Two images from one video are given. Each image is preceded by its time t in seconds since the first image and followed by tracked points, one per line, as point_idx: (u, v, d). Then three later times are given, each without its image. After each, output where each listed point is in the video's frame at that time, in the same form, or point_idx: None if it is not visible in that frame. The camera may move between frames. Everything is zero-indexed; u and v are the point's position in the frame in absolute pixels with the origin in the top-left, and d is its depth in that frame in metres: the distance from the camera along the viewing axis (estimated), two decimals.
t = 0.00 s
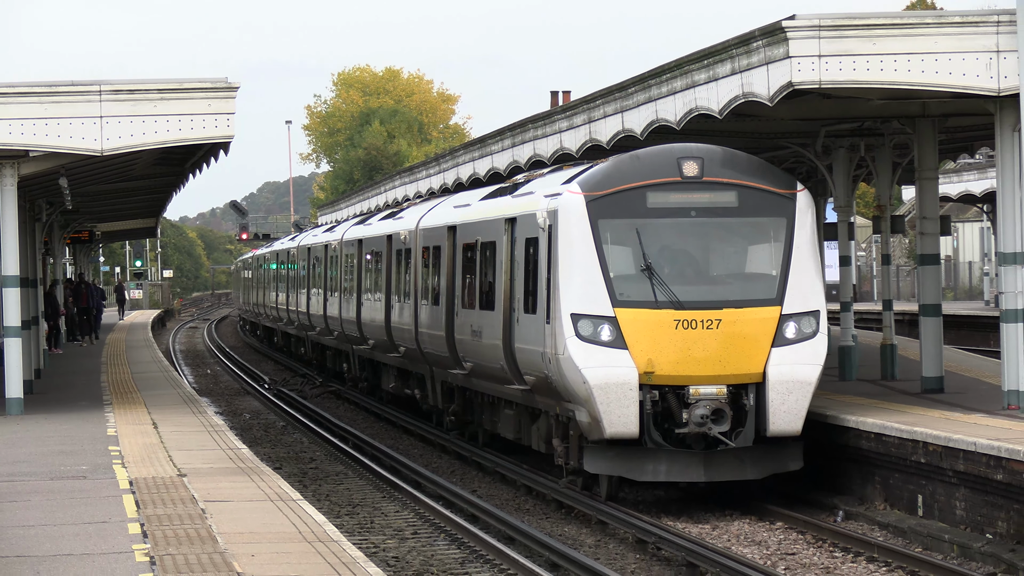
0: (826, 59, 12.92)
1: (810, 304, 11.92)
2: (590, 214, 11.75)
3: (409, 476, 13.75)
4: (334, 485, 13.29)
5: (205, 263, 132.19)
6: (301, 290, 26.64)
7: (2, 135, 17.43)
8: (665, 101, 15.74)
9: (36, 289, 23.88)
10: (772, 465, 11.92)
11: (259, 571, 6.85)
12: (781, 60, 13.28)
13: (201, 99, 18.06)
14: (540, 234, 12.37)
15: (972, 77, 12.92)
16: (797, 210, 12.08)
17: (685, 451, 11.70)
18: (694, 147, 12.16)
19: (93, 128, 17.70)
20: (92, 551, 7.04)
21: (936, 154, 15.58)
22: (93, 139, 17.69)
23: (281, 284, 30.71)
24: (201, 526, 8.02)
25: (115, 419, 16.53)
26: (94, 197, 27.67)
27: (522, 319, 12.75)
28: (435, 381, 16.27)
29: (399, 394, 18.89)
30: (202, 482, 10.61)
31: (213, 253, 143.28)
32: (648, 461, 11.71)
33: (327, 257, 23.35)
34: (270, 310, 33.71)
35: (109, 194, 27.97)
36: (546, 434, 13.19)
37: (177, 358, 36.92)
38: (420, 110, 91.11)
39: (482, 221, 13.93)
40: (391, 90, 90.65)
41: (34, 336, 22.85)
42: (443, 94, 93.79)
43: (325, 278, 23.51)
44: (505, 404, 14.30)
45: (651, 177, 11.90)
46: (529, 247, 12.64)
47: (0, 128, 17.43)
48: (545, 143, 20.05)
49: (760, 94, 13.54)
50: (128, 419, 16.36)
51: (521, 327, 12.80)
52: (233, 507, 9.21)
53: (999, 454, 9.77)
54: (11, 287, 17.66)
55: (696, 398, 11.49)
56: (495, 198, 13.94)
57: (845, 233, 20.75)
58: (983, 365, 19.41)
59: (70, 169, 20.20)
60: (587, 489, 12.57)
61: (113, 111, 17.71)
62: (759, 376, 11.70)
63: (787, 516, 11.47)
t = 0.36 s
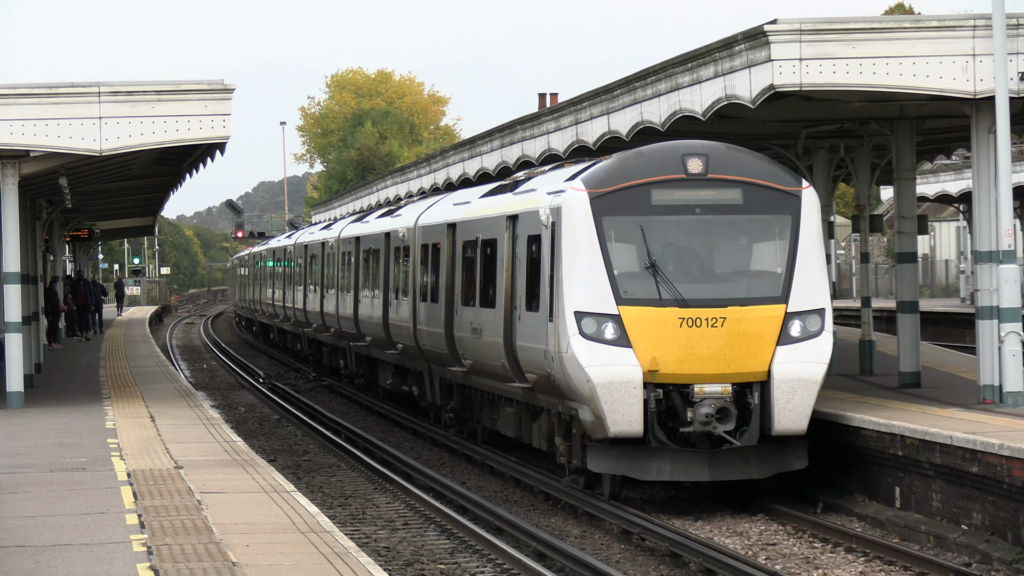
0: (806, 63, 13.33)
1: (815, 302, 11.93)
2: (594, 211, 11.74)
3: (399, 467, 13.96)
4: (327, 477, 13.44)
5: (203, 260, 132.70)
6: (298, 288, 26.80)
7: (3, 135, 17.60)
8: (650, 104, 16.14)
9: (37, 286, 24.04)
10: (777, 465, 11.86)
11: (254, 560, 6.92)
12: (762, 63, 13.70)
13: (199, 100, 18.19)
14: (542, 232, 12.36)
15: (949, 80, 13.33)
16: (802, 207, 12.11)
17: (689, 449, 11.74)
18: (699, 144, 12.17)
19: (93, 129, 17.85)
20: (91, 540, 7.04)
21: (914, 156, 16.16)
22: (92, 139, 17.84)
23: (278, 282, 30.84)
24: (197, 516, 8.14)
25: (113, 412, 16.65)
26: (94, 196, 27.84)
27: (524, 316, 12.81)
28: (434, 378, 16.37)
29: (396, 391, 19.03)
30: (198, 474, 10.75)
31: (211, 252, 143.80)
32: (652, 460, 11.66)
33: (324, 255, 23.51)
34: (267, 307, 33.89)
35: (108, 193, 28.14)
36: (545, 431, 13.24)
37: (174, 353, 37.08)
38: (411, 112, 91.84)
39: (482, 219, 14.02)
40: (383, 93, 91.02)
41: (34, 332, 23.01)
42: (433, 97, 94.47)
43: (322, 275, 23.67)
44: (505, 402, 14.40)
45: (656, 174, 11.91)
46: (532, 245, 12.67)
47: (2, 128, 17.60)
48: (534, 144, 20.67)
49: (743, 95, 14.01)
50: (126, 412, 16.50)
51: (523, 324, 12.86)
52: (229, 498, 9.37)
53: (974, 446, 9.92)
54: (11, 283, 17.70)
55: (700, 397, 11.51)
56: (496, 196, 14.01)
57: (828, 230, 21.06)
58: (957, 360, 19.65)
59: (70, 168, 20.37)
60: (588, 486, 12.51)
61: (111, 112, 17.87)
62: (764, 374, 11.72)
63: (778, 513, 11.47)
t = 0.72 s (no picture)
0: (780, 67, 13.53)
1: (814, 300, 11.76)
2: (591, 209, 11.58)
3: (385, 459, 14.21)
4: (316, 468, 13.64)
5: (196, 258, 133.10)
6: (290, 283, 26.94)
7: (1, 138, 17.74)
8: (629, 108, 16.55)
9: (34, 283, 24.20)
10: (776, 463, 11.66)
11: (245, 549, 6.99)
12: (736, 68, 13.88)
13: (192, 103, 18.35)
14: (540, 230, 12.25)
15: (918, 84, 13.60)
16: (800, 204, 11.93)
17: (685, 446, 11.67)
18: (698, 140, 11.96)
19: (88, 131, 17.97)
20: (86, 530, 7.15)
21: (883, 157, 16.57)
22: (88, 141, 17.97)
23: (270, 279, 30.94)
24: (188, 506, 8.27)
25: (108, 405, 16.79)
26: (91, 196, 28.00)
27: (521, 314, 12.78)
28: (427, 374, 16.48)
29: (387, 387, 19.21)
30: (191, 465, 10.90)
31: (204, 250, 144.03)
32: (650, 458, 11.51)
33: (316, 254, 23.67)
34: (258, 303, 34.03)
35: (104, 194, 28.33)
36: (540, 429, 13.30)
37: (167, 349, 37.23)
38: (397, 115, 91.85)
39: (477, 218, 14.10)
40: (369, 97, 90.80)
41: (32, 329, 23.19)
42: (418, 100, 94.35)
43: (314, 273, 23.82)
44: (500, 399, 14.50)
45: (654, 172, 11.73)
46: (528, 241, 12.61)
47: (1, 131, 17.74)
48: (516, 146, 21.36)
49: (718, 98, 14.20)
50: (121, 406, 16.65)
51: (519, 322, 12.86)
52: (221, 489, 9.52)
53: (941, 439, 10.18)
54: (11, 281, 17.86)
55: (699, 395, 11.41)
56: (491, 194, 14.10)
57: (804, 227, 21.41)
58: (926, 354, 19.97)
59: (67, 170, 20.51)
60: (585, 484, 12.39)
61: (107, 116, 18.01)
62: (762, 372, 11.59)
63: (770, 507, 11.35)
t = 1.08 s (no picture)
0: (755, 74, 13.92)
1: (814, 299, 11.63)
2: (591, 208, 11.43)
3: (375, 452, 14.47)
4: (307, 460, 13.83)
5: (192, 258, 133.53)
6: (284, 281, 27.08)
7: (3, 142, 17.91)
8: (610, 112, 16.92)
9: (35, 283, 24.40)
10: (776, 463, 11.52)
11: (239, 538, 7.12)
12: (713, 74, 14.38)
13: (191, 107, 18.55)
14: (540, 228, 12.16)
15: (888, 90, 14.12)
16: (799, 203, 11.80)
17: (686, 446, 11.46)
18: (697, 139, 11.83)
19: (87, 135, 18.15)
20: (85, 521, 7.30)
21: (855, 158, 16.90)
22: (87, 145, 18.16)
23: (265, 278, 31.06)
24: (185, 498, 8.45)
25: (106, 401, 16.96)
26: (91, 197, 28.20)
27: (519, 313, 12.77)
28: (423, 374, 16.66)
29: (383, 384, 19.38)
30: (187, 458, 11.07)
31: (199, 250, 144.47)
32: (651, 457, 11.35)
33: (310, 253, 23.86)
34: (253, 302, 34.18)
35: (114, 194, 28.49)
36: (538, 428, 13.41)
37: (163, 346, 37.40)
38: (385, 120, 92.08)
39: (475, 217, 14.22)
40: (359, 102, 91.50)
41: (33, 327, 23.39)
42: (407, 105, 94.72)
43: (308, 273, 24.00)
44: (497, 398, 14.59)
45: (654, 171, 11.58)
46: (528, 240, 12.55)
47: (2, 135, 17.91)
48: (500, 149, 21.68)
49: (696, 103, 14.74)
50: (119, 401, 16.84)
51: (518, 321, 12.82)
52: (216, 481, 9.67)
53: (912, 432, 10.45)
54: (12, 280, 18.04)
55: (699, 394, 11.25)
56: (487, 194, 14.22)
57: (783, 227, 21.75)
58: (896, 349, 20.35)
59: (68, 172, 20.70)
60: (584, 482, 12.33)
61: (105, 121, 18.19)
62: (762, 371, 11.44)
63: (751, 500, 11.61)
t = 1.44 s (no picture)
0: (734, 80, 14.08)
1: (816, 299, 11.53)
2: (593, 208, 11.32)
3: (366, 446, 14.71)
4: (301, 455, 14.00)
5: (190, 259, 134.09)
6: (281, 281, 27.19)
7: (8, 147, 18.10)
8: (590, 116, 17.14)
9: (37, 284, 24.61)
10: (777, 463, 11.41)
11: (234, 531, 7.27)
12: (693, 80, 14.37)
13: (192, 113, 18.74)
14: (540, 229, 12.10)
15: (862, 96, 14.28)
16: (801, 204, 11.70)
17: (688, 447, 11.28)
18: (698, 139, 11.74)
19: (87, 141, 18.38)
20: (86, 513, 7.47)
21: (830, 162, 17.57)
22: (87, 150, 18.36)
23: (262, 279, 31.19)
24: (183, 491, 8.62)
25: (107, 397, 17.14)
26: (94, 200, 28.43)
27: (519, 314, 12.77)
28: (421, 373, 16.81)
29: (381, 384, 19.53)
30: (184, 453, 11.25)
31: (197, 252, 145.00)
32: (653, 458, 11.23)
33: (307, 255, 24.01)
34: (249, 302, 34.42)
35: (119, 197, 28.71)
36: (536, 428, 13.44)
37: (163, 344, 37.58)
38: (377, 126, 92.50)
39: (473, 218, 14.32)
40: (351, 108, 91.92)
41: (36, 327, 23.62)
42: (398, 111, 95.20)
43: (305, 273, 24.15)
44: (497, 398, 14.65)
45: (656, 170, 11.47)
46: (528, 240, 12.51)
47: (6, 141, 18.11)
48: (486, 153, 21.98)
49: (675, 109, 14.71)
50: (119, 397, 17.05)
51: (518, 321, 12.83)
52: (212, 476, 9.82)
53: (886, 427, 10.72)
54: (16, 280, 18.24)
55: (701, 395, 11.12)
56: (485, 195, 14.33)
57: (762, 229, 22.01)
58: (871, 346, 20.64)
59: (69, 176, 20.88)
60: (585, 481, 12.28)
61: (106, 126, 18.40)
62: (764, 371, 11.31)
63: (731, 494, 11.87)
